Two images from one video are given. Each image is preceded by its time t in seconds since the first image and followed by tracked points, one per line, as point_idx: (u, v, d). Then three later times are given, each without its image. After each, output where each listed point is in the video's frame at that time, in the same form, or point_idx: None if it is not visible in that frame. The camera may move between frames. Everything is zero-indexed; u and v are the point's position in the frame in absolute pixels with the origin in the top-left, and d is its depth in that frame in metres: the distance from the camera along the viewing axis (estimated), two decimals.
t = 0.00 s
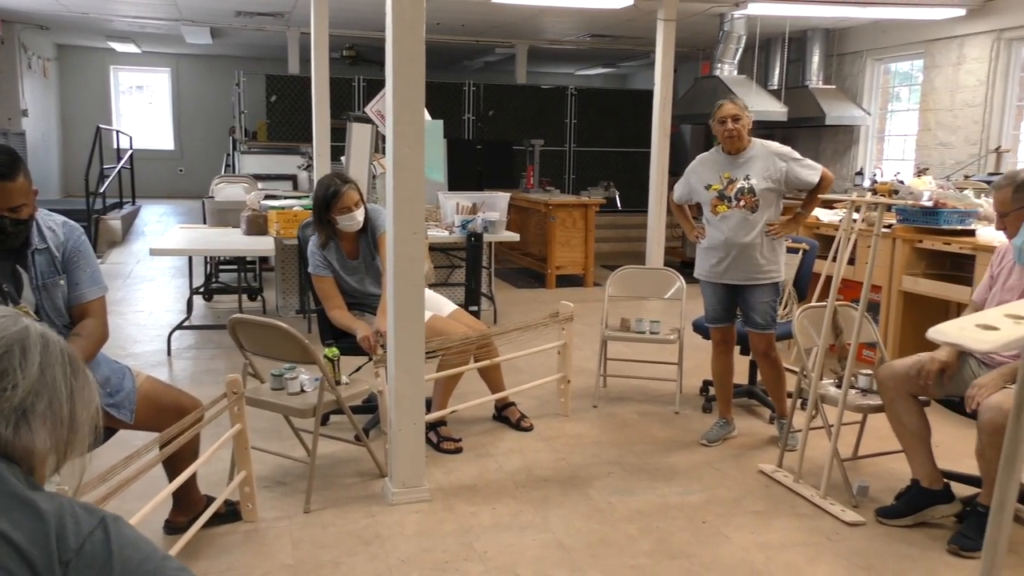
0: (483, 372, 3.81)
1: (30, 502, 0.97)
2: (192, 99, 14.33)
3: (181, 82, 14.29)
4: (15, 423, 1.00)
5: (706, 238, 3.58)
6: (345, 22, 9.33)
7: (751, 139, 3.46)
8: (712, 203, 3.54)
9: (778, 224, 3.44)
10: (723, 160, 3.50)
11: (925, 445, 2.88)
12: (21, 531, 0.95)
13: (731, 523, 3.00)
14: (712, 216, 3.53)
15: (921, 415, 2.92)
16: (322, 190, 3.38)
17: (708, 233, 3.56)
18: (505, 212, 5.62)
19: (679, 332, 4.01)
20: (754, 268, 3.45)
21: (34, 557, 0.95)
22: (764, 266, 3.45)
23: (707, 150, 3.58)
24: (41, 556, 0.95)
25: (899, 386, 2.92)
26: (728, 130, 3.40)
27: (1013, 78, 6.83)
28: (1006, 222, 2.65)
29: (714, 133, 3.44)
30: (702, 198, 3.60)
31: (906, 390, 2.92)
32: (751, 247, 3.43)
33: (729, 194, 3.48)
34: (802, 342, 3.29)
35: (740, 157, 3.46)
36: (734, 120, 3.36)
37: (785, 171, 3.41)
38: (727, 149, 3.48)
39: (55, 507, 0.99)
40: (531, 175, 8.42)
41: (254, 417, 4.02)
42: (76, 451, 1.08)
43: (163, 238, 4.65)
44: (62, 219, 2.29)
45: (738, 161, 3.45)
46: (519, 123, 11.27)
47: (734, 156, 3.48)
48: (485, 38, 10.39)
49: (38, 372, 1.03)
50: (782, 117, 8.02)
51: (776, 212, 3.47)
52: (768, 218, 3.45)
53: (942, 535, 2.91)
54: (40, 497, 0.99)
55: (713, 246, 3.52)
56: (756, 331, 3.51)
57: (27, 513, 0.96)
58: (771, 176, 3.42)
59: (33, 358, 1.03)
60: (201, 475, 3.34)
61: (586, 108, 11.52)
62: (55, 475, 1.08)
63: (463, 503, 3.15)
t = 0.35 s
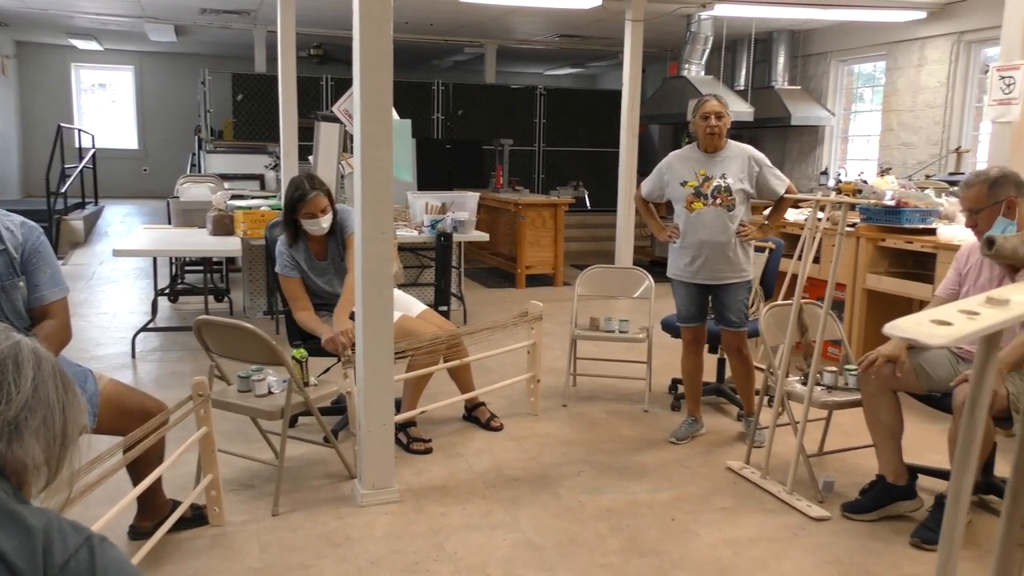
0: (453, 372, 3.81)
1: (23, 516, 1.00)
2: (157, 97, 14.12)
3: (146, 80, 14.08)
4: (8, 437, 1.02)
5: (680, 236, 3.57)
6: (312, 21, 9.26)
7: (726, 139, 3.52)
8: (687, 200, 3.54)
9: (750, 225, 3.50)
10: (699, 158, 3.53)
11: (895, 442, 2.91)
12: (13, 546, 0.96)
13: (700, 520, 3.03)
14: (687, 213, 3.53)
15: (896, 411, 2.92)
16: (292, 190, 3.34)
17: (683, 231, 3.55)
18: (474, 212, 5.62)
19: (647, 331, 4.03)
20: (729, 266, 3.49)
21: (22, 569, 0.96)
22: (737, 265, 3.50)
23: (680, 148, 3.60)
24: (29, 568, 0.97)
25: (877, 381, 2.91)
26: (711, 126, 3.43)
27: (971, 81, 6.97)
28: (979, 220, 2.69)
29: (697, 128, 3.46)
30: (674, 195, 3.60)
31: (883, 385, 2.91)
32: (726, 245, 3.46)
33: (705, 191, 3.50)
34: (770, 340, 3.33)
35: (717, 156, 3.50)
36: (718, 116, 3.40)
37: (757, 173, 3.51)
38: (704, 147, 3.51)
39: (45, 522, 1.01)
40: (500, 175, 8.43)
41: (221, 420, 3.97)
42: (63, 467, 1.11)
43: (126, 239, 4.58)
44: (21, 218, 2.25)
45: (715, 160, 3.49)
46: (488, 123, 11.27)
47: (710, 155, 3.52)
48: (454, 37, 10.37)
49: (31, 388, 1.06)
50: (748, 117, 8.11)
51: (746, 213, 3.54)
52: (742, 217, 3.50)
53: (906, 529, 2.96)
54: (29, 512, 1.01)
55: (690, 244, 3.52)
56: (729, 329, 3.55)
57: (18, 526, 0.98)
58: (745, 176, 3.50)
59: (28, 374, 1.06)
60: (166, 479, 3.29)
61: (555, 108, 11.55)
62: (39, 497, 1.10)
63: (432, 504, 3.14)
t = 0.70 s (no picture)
0: (418, 372, 3.80)
1: None
2: (113, 96, 13.86)
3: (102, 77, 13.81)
4: None
5: (654, 234, 3.58)
6: (274, 18, 9.16)
7: (698, 139, 3.58)
8: (662, 197, 3.56)
9: (721, 224, 3.55)
10: (672, 155, 3.57)
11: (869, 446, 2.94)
12: None
13: (665, 516, 3.05)
14: (662, 210, 3.55)
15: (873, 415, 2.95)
16: (252, 190, 3.31)
17: (656, 229, 3.57)
18: (439, 212, 5.61)
19: (612, 329, 4.05)
20: (701, 263, 3.52)
21: None
22: (709, 262, 3.54)
23: (652, 146, 3.63)
24: None
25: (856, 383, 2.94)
26: (685, 123, 3.48)
27: (925, 83, 7.12)
28: (973, 208, 2.67)
29: (671, 125, 3.50)
30: (647, 193, 3.62)
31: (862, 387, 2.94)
32: (699, 242, 3.50)
33: (679, 188, 3.53)
34: (732, 338, 3.37)
35: (690, 154, 3.54)
36: (692, 114, 3.46)
37: (728, 172, 3.58)
38: (677, 145, 3.55)
39: None
40: (465, 175, 8.41)
41: (181, 423, 3.92)
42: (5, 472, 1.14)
43: (83, 240, 4.49)
44: None
45: (688, 158, 3.54)
46: (452, 122, 11.25)
47: (683, 153, 3.56)
48: (417, 36, 10.32)
49: None
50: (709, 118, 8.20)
51: (717, 211, 3.59)
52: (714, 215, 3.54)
53: (864, 522, 3.01)
54: None
55: (664, 241, 3.53)
56: (697, 326, 3.59)
57: None
58: (717, 176, 3.56)
59: None
60: (125, 484, 3.24)
61: (519, 107, 11.56)
62: None
63: (397, 505, 3.13)
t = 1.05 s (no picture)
0: (388, 373, 3.78)
1: None
2: (75, 94, 13.61)
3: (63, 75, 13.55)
4: None
5: (630, 234, 3.60)
6: (239, 16, 9.06)
7: (671, 138, 3.60)
8: (638, 197, 3.57)
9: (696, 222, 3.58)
10: (646, 155, 3.58)
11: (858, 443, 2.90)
12: None
13: (635, 514, 3.07)
14: (638, 211, 3.57)
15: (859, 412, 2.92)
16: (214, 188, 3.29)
17: (633, 229, 3.59)
18: (408, 211, 5.59)
19: (581, 328, 4.06)
20: (678, 261, 3.56)
21: None
22: (685, 260, 3.58)
23: (626, 146, 3.64)
24: None
25: (836, 382, 2.90)
26: (659, 123, 3.50)
27: (887, 84, 7.24)
28: (949, 203, 2.71)
29: (644, 124, 3.51)
30: (623, 193, 3.63)
31: (842, 387, 2.91)
32: (675, 241, 3.54)
33: (655, 188, 3.55)
34: (700, 337, 3.40)
35: (664, 153, 3.57)
36: (665, 114, 3.48)
37: (701, 171, 3.63)
38: (651, 144, 3.57)
39: None
40: (434, 174, 8.39)
41: (146, 427, 3.86)
42: None
43: (44, 240, 4.40)
44: None
45: (663, 158, 3.56)
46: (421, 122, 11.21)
47: (658, 153, 3.58)
48: (386, 35, 10.27)
49: None
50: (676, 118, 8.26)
51: (691, 210, 3.62)
52: (689, 214, 3.59)
53: (830, 517, 3.05)
54: None
55: (642, 242, 3.56)
56: (671, 324, 3.62)
57: None
58: (692, 175, 3.60)
59: None
60: (88, 489, 3.18)
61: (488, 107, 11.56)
62: None
63: (367, 506, 3.11)
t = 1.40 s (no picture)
0: (360, 373, 3.76)
1: None
2: (39, 92, 13.39)
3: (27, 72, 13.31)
4: None
5: (607, 234, 3.62)
6: (207, 14, 8.96)
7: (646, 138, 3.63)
8: (614, 197, 3.59)
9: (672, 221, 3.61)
10: (622, 155, 3.60)
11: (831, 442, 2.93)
12: None
13: (607, 512, 3.09)
14: (614, 210, 3.59)
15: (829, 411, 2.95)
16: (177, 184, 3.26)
17: (609, 228, 3.60)
18: (379, 211, 5.57)
19: (554, 328, 4.07)
20: (654, 261, 3.58)
21: None
22: (661, 259, 3.60)
23: (602, 146, 3.66)
24: None
25: (805, 385, 2.93)
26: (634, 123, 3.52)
27: (854, 84, 7.34)
28: (900, 204, 2.76)
29: (620, 124, 3.54)
30: (599, 193, 3.65)
31: (810, 389, 2.93)
32: (651, 240, 3.56)
33: (631, 187, 3.57)
34: (671, 336, 3.42)
35: (639, 153, 3.59)
36: (640, 115, 3.49)
37: (677, 171, 3.66)
38: (627, 144, 3.59)
39: None
40: (406, 174, 8.36)
41: (113, 430, 3.80)
42: None
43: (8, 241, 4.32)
44: None
45: (638, 158, 3.58)
46: (393, 121, 11.16)
47: (633, 153, 3.61)
48: (357, 34, 10.21)
49: None
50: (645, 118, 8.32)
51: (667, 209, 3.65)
52: (665, 213, 3.61)
53: (799, 513, 3.09)
54: None
55: (618, 241, 3.57)
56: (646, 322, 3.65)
57: None
58: (667, 174, 3.63)
59: None
60: (53, 494, 3.13)
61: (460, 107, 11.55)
62: None
63: (339, 507, 3.09)
